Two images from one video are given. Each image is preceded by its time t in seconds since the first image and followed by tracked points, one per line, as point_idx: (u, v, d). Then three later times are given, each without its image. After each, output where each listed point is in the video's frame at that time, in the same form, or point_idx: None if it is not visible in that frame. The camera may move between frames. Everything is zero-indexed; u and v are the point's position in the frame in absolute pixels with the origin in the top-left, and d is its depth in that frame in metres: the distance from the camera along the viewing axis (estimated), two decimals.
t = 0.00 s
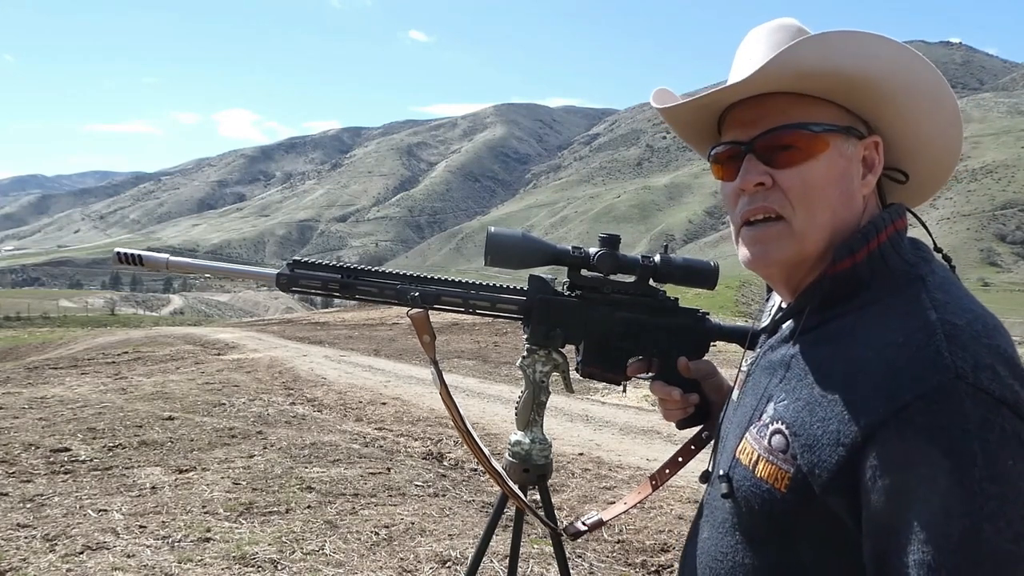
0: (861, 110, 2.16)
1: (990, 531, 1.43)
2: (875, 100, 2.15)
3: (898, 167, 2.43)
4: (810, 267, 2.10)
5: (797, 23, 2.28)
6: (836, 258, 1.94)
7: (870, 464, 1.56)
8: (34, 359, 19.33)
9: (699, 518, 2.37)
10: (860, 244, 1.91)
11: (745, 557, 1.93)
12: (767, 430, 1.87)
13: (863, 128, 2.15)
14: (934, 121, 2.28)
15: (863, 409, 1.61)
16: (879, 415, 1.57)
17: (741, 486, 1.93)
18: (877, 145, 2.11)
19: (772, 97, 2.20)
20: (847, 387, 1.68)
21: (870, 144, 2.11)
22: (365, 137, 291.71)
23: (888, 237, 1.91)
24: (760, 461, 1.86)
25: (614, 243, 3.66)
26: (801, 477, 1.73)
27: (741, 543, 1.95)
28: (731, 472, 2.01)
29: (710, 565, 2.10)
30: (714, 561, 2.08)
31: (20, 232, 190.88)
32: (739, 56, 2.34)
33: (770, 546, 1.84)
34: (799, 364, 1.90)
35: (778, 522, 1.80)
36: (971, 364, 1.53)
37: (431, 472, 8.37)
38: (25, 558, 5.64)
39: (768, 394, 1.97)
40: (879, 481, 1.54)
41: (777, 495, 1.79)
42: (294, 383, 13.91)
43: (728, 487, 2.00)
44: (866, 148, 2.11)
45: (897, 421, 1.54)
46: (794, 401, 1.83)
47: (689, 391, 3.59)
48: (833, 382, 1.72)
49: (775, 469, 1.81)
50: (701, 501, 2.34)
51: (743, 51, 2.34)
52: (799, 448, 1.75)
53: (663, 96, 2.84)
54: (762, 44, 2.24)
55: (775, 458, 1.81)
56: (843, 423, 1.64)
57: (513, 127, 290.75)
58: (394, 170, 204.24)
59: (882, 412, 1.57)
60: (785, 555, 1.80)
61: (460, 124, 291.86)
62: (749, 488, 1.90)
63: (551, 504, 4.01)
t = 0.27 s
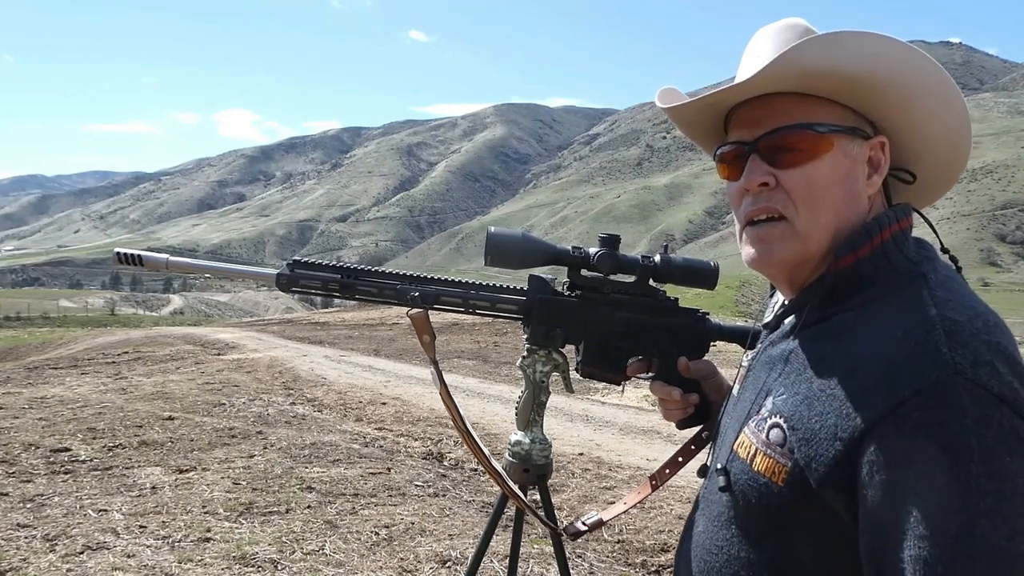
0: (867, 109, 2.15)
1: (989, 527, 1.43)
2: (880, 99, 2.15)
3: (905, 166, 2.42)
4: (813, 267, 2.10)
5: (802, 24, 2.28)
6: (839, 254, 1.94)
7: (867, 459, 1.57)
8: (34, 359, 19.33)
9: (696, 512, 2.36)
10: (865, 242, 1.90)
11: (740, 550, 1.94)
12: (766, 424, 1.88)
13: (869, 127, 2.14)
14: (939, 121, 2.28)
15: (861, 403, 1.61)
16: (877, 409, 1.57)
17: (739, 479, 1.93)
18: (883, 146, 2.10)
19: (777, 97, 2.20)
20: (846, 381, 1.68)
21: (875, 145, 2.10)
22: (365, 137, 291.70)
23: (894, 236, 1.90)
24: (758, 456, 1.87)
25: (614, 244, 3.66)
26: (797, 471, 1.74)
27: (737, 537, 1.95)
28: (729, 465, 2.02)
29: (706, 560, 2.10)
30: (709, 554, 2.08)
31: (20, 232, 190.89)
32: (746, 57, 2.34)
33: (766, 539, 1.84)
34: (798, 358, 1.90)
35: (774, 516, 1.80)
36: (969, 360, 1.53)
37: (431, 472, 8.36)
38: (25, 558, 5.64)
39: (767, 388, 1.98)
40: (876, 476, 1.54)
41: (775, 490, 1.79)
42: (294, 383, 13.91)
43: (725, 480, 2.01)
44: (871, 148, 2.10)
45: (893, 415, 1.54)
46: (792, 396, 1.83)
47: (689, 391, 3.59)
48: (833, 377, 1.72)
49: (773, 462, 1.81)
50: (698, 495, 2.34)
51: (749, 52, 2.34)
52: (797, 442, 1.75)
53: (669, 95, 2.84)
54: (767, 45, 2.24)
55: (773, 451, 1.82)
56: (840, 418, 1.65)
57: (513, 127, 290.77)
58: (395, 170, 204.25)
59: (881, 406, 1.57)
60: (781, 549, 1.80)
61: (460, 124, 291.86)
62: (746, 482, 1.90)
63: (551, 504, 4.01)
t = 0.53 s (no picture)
0: (863, 111, 2.12)
1: (994, 525, 1.43)
2: (875, 98, 2.11)
3: (907, 163, 2.40)
4: (799, 267, 2.12)
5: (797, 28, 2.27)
6: (835, 254, 1.94)
7: (865, 460, 1.57)
8: (34, 359, 19.33)
9: (696, 513, 2.36)
10: (854, 244, 1.91)
11: (741, 552, 1.93)
12: (765, 426, 1.87)
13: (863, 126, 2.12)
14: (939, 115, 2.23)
15: (861, 406, 1.61)
16: (876, 410, 1.57)
17: (739, 481, 1.93)
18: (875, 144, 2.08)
19: (766, 101, 2.20)
20: (842, 383, 1.68)
21: (867, 144, 2.08)
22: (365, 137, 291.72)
23: (887, 238, 1.89)
24: (757, 458, 1.86)
25: (614, 244, 3.66)
26: (797, 472, 1.73)
27: (738, 538, 1.95)
28: (728, 468, 2.01)
29: (707, 562, 2.09)
30: (710, 556, 2.08)
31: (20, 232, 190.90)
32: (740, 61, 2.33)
33: (768, 541, 1.84)
34: (795, 361, 1.90)
35: (777, 518, 1.80)
36: (967, 360, 1.53)
37: (431, 472, 8.36)
38: (25, 558, 5.64)
39: (766, 390, 1.97)
40: (877, 480, 1.54)
41: (775, 492, 1.79)
42: (294, 383, 13.91)
43: (726, 484, 2.00)
44: (862, 148, 2.08)
45: (892, 416, 1.54)
46: (792, 397, 1.82)
47: (689, 391, 3.59)
48: (830, 378, 1.72)
49: (773, 464, 1.80)
50: (698, 496, 2.34)
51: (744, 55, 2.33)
52: (796, 445, 1.75)
53: (669, 96, 2.85)
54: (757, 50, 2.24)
55: (772, 454, 1.81)
56: (839, 420, 1.64)
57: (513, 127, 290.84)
58: (395, 170, 204.31)
59: (879, 410, 1.57)
60: (783, 551, 1.80)
61: (460, 124, 291.88)
62: (746, 484, 1.90)
63: (551, 504, 4.00)
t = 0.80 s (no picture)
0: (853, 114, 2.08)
1: (997, 528, 1.43)
2: (865, 105, 2.06)
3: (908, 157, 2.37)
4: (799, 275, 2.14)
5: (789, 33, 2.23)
6: (837, 257, 1.94)
7: (869, 463, 1.57)
8: (33, 359, 19.32)
9: (699, 513, 2.35)
10: (855, 247, 1.90)
11: (746, 554, 1.93)
12: (769, 428, 1.87)
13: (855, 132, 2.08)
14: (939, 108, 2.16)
15: (865, 407, 1.60)
16: (881, 412, 1.57)
17: (742, 482, 1.92)
18: (870, 147, 2.05)
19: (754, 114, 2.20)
20: (846, 385, 1.67)
21: (860, 148, 2.05)
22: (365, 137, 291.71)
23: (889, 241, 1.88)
24: (761, 459, 1.86)
25: (614, 244, 3.66)
26: (800, 474, 1.73)
27: (742, 540, 1.94)
28: (732, 469, 2.00)
29: (710, 564, 2.09)
30: (712, 557, 2.07)
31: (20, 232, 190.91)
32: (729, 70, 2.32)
33: (772, 542, 1.84)
34: (799, 362, 1.89)
35: (781, 520, 1.79)
36: (973, 362, 1.52)
37: (431, 472, 8.36)
38: (24, 558, 5.64)
39: (770, 392, 1.96)
40: (881, 482, 1.53)
41: (778, 493, 1.78)
42: (294, 383, 13.91)
43: (729, 487, 2.00)
44: (854, 153, 2.05)
45: (897, 418, 1.54)
46: (795, 399, 1.81)
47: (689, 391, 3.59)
48: (833, 380, 1.71)
49: (776, 466, 1.80)
50: (701, 498, 2.34)
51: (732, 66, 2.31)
52: (800, 446, 1.74)
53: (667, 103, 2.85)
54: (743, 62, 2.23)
55: (777, 455, 1.80)
56: (843, 422, 1.64)
57: (513, 127, 290.81)
58: (395, 170, 204.31)
59: (884, 411, 1.56)
60: (786, 551, 1.81)
61: (460, 124, 291.88)
62: (750, 486, 1.89)
63: (552, 504, 4.00)
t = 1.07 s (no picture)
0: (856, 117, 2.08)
1: (981, 533, 1.43)
2: (867, 105, 2.05)
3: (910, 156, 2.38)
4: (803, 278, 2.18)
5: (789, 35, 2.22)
6: (842, 259, 1.94)
7: (863, 459, 1.56)
8: (33, 358, 19.32)
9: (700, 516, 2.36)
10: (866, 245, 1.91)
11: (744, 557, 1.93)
12: (770, 430, 1.87)
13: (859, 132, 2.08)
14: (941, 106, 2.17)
15: (864, 404, 1.60)
16: (880, 408, 1.57)
17: (743, 482, 1.92)
18: (874, 148, 2.06)
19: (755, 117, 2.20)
20: (846, 384, 1.68)
21: (865, 149, 2.06)
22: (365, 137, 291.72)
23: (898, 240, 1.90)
24: (762, 461, 1.86)
25: (613, 244, 3.66)
26: (800, 475, 1.73)
27: (741, 542, 1.95)
28: (734, 471, 2.01)
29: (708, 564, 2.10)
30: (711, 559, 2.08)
31: (20, 232, 190.95)
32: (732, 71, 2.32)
33: (770, 542, 1.84)
34: (804, 362, 1.90)
35: (780, 520, 1.80)
36: (977, 366, 1.53)
37: (431, 472, 8.36)
38: (25, 558, 5.65)
39: (774, 394, 1.97)
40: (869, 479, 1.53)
41: (779, 495, 1.79)
42: (294, 383, 13.91)
43: (730, 488, 2.00)
44: (859, 154, 2.06)
45: (895, 415, 1.54)
46: (798, 399, 1.82)
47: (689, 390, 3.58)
48: (835, 379, 1.72)
49: (777, 468, 1.80)
50: (704, 500, 2.34)
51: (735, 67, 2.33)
52: (800, 444, 1.74)
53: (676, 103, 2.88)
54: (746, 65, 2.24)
55: (778, 458, 1.81)
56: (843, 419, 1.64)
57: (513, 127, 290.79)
58: (395, 170, 204.30)
59: (881, 408, 1.57)
60: (781, 551, 1.82)
61: (460, 124, 291.87)
62: (751, 488, 1.89)
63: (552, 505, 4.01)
